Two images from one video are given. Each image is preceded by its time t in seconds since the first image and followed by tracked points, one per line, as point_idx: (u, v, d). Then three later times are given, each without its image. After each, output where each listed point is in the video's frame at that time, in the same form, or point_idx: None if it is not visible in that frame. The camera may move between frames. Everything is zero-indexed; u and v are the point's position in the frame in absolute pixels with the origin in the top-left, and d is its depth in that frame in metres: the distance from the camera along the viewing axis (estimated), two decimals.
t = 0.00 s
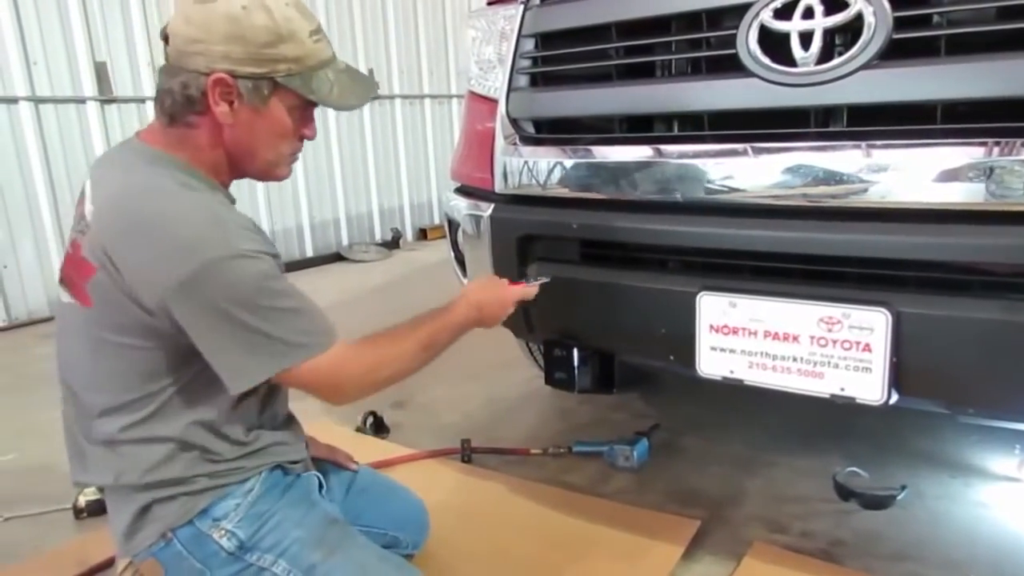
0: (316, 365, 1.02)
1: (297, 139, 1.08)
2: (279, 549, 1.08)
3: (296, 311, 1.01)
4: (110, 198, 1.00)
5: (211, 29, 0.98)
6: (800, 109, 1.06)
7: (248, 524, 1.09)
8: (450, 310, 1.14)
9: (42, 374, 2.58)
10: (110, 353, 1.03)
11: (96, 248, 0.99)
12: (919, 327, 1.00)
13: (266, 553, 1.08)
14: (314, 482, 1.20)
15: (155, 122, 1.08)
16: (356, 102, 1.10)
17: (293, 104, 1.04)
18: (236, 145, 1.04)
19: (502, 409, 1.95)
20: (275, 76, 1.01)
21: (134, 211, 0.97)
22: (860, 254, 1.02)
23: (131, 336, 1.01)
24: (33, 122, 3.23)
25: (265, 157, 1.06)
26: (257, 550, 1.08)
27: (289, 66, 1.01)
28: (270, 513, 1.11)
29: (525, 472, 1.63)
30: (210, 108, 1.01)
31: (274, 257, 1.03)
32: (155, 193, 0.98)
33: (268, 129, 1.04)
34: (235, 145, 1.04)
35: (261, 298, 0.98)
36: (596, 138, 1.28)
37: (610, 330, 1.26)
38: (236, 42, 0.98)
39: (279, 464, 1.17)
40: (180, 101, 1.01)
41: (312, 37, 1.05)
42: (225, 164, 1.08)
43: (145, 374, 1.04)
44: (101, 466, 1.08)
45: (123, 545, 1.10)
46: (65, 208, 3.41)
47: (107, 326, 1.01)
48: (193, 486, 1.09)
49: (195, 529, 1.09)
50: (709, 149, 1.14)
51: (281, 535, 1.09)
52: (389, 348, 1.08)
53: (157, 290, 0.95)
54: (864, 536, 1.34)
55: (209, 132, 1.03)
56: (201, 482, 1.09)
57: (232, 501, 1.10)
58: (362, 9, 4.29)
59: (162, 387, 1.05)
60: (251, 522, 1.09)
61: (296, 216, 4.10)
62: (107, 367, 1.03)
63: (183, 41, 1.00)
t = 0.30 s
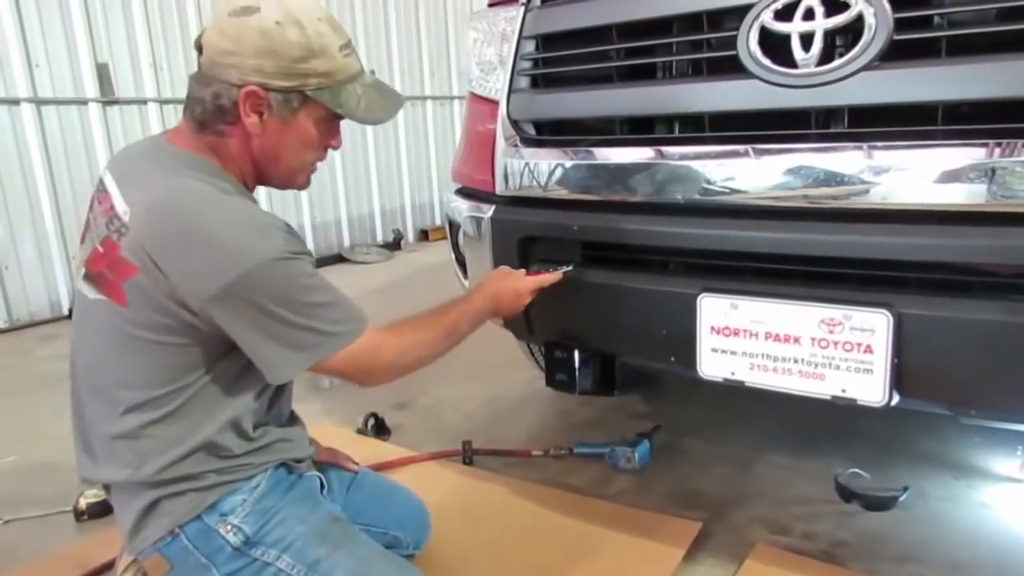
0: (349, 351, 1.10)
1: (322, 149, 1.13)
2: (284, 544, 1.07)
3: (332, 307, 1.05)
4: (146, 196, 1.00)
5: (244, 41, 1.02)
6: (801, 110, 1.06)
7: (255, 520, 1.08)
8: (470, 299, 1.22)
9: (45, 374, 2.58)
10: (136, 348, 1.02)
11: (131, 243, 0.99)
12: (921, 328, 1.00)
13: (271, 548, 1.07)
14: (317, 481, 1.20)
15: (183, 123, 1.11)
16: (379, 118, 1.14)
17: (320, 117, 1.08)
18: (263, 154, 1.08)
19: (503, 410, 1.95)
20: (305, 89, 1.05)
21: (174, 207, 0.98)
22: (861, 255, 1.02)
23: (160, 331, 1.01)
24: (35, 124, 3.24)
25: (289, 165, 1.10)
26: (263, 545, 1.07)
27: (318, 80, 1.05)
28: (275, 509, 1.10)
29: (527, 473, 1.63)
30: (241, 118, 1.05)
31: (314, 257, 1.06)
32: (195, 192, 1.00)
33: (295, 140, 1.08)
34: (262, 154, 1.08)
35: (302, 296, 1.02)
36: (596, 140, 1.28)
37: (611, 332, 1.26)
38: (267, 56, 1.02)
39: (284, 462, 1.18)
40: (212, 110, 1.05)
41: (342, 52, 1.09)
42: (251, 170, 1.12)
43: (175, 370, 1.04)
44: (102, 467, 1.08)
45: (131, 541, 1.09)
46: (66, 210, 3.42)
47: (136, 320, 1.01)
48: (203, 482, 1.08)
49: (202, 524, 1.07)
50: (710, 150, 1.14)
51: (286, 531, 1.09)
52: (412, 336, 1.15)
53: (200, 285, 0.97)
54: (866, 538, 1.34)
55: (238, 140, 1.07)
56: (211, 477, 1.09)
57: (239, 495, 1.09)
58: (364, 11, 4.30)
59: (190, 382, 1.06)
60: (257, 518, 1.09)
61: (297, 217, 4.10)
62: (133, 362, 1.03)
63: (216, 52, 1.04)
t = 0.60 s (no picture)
0: (368, 354, 1.10)
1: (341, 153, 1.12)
2: (288, 540, 1.06)
3: (349, 306, 1.05)
4: (167, 190, 1.00)
5: (271, 47, 1.02)
6: (805, 110, 1.06)
7: (260, 515, 1.08)
8: (500, 299, 1.22)
9: (46, 374, 2.58)
10: (152, 342, 1.01)
11: (151, 237, 0.99)
12: (925, 330, 0.99)
13: (275, 543, 1.06)
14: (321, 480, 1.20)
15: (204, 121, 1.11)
16: (401, 125, 1.13)
17: (341, 122, 1.08)
18: (283, 156, 1.08)
19: (505, 411, 1.95)
20: (328, 95, 1.04)
21: (195, 202, 0.98)
22: (865, 256, 1.01)
23: (177, 324, 1.01)
24: (37, 124, 3.24)
25: (309, 168, 1.10)
26: (267, 540, 1.06)
27: (340, 86, 1.05)
28: (280, 505, 1.10)
29: (528, 474, 1.62)
30: (263, 121, 1.05)
31: (333, 257, 1.06)
32: (215, 187, 0.99)
33: (316, 143, 1.08)
34: (283, 156, 1.08)
35: (321, 294, 1.02)
36: (599, 139, 1.27)
37: (614, 332, 1.25)
38: (294, 62, 1.02)
39: (289, 460, 1.17)
40: (235, 112, 1.05)
41: (365, 60, 1.09)
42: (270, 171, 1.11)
43: (192, 365, 1.03)
44: (104, 467, 1.07)
45: (137, 536, 1.08)
46: (69, 209, 3.42)
47: (153, 313, 1.00)
48: (211, 477, 1.08)
49: (208, 519, 1.07)
50: (714, 150, 1.14)
51: (290, 527, 1.08)
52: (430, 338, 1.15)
53: (223, 280, 0.97)
54: (869, 540, 1.33)
55: (259, 142, 1.07)
56: (218, 472, 1.08)
57: (244, 491, 1.09)
58: (367, 11, 4.30)
59: (206, 376, 1.05)
60: (262, 513, 1.08)
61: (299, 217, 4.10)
62: (150, 356, 1.02)
63: (243, 55, 1.03)
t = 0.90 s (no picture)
0: (372, 351, 1.07)
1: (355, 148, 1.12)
2: (294, 534, 1.06)
3: (358, 302, 1.05)
4: (179, 182, 1.00)
5: (289, 41, 1.02)
6: (814, 107, 1.05)
7: (266, 508, 1.07)
8: (492, 295, 1.21)
9: (49, 368, 2.58)
10: (163, 333, 1.01)
11: (163, 229, 0.99)
12: (935, 328, 0.98)
13: (280, 537, 1.06)
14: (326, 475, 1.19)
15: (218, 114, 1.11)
16: (412, 123, 1.13)
17: (356, 117, 1.07)
18: (298, 150, 1.08)
19: (509, 408, 1.94)
20: (343, 91, 1.04)
21: (207, 195, 0.98)
22: (875, 254, 1.01)
23: (190, 316, 1.01)
24: (43, 120, 3.24)
25: (323, 163, 1.10)
26: (273, 534, 1.06)
27: (356, 82, 1.04)
28: (286, 499, 1.09)
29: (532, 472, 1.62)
30: (279, 115, 1.05)
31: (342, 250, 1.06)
32: (227, 181, 0.99)
33: (331, 138, 1.07)
34: (297, 150, 1.08)
35: (330, 288, 1.01)
36: (606, 135, 1.27)
37: (620, 329, 1.25)
38: (312, 57, 1.02)
39: (296, 454, 1.17)
40: (250, 105, 1.04)
41: (380, 56, 1.08)
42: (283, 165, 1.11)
43: (201, 356, 1.03)
44: (109, 461, 1.07)
45: (143, 527, 1.07)
46: (74, 205, 3.42)
47: (166, 305, 1.00)
48: (218, 469, 1.07)
49: (215, 512, 1.06)
50: (722, 146, 1.13)
51: (296, 521, 1.07)
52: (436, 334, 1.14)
53: (233, 275, 0.97)
54: (874, 540, 1.33)
55: (275, 135, 1.07)
56: (224, 465, 1.08)
57: (251, 484, 1.08)
58: (373, 7, 4.29)
59: (215, 368, 1.05)
60: (268, 507, 1.07)
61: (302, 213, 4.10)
62: (162, 348, 1.02)
63: (260, 50, 1.03)
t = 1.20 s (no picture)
0: (372, 346, 1.07)
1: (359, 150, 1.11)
2: (295, 532, 1.05)
3: (360, 299, 1.04)
4: (184, 179, 0.99)
5: (294, 41, 1.01)
6: (820, 106, 1.05)
7: (266, 506, 1.07)
8: (485, 289, 1.21)
9: (48, 365, 2.57)
10: (165, 330, 1.01)
11: (167, 226, 0.98)
12: (940, 329, 0.98)
13: (281, 535, 1.05)
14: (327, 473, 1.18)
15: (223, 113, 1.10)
16: (418, 123, 1.12)
17: (360, 117, 1.07)
18: (301, 149, 1.07)
19: (510, 407, 1.94)
20: (348, 91, 1.03)
21: (211, 192, 0.97)
22: (880, 253, 1.00)
23: (192, 314, 1.00)
24: (45, 118, 3.24)
25: (325, 163, 1.09)
26: (273, 532, 1.05)
27: (361, 82, 1.03)
28: (287, 497, 1.08)
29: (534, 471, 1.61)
30: (283, 114, 1.04)
31: (345, 248, 1.05)
32: (232, 178, 0.99)
33: (335, 139, 1.07)
34: (301, 149, 1.07)
35: (334, 286, 1.01)
36: (610, 134, 1.26)
37: (623, 328, 1.24)
38: (316, 56, 1.01)
39: (296, 452, 1.16)
40: (254, 105, 1.04)
41: (386, 56, 1.07)
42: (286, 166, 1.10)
43: (203, 353, 1.03)
44: (110, 458, 1.07)
45: (142, 524, 1.07)
46: (77, 204, 3.42)
47: (169, 302, 1.00)
48: (219, 467, 1.07)
49: (215, 509, 1.05)
50: (726, 144, 1.12)
51: (297, 519, 1.07)
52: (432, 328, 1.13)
53: (238, 273, 0.96)
54: (877, 541, 1.32)
55: (279, 135, 1.06)
56: (225, 463, 1.07)
57: (252, 482, 1.08)
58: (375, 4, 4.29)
59: (217, 365, 1.05)
60: (268, 505, 1.07)
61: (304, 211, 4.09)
62: (164, 345, 1.01)
63: (265, 48, 1.02)
